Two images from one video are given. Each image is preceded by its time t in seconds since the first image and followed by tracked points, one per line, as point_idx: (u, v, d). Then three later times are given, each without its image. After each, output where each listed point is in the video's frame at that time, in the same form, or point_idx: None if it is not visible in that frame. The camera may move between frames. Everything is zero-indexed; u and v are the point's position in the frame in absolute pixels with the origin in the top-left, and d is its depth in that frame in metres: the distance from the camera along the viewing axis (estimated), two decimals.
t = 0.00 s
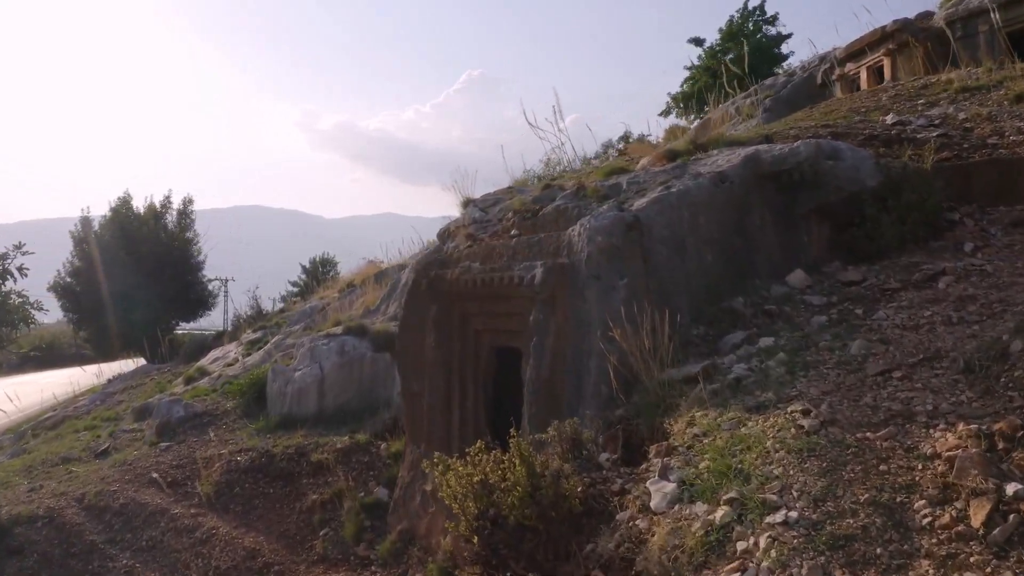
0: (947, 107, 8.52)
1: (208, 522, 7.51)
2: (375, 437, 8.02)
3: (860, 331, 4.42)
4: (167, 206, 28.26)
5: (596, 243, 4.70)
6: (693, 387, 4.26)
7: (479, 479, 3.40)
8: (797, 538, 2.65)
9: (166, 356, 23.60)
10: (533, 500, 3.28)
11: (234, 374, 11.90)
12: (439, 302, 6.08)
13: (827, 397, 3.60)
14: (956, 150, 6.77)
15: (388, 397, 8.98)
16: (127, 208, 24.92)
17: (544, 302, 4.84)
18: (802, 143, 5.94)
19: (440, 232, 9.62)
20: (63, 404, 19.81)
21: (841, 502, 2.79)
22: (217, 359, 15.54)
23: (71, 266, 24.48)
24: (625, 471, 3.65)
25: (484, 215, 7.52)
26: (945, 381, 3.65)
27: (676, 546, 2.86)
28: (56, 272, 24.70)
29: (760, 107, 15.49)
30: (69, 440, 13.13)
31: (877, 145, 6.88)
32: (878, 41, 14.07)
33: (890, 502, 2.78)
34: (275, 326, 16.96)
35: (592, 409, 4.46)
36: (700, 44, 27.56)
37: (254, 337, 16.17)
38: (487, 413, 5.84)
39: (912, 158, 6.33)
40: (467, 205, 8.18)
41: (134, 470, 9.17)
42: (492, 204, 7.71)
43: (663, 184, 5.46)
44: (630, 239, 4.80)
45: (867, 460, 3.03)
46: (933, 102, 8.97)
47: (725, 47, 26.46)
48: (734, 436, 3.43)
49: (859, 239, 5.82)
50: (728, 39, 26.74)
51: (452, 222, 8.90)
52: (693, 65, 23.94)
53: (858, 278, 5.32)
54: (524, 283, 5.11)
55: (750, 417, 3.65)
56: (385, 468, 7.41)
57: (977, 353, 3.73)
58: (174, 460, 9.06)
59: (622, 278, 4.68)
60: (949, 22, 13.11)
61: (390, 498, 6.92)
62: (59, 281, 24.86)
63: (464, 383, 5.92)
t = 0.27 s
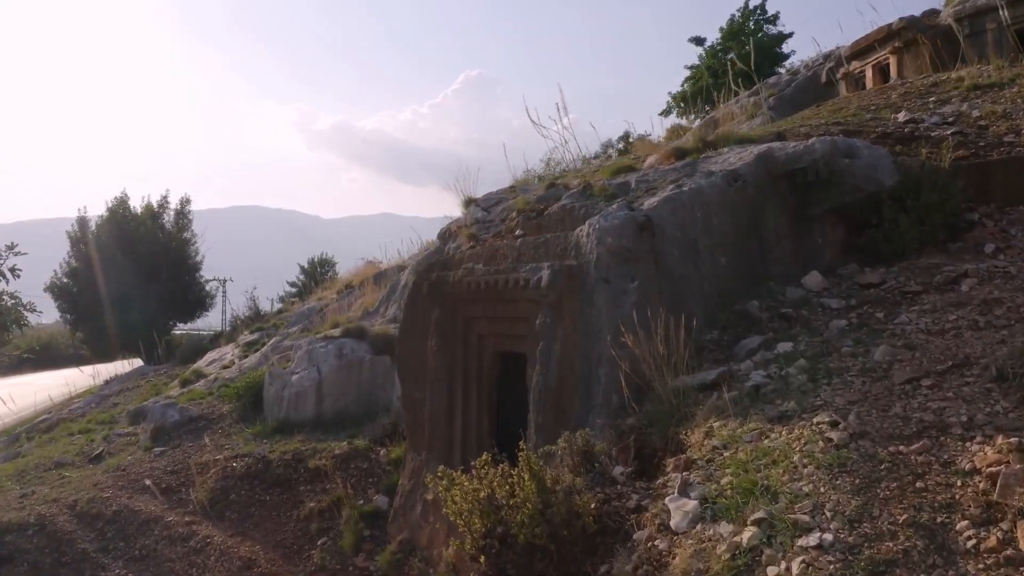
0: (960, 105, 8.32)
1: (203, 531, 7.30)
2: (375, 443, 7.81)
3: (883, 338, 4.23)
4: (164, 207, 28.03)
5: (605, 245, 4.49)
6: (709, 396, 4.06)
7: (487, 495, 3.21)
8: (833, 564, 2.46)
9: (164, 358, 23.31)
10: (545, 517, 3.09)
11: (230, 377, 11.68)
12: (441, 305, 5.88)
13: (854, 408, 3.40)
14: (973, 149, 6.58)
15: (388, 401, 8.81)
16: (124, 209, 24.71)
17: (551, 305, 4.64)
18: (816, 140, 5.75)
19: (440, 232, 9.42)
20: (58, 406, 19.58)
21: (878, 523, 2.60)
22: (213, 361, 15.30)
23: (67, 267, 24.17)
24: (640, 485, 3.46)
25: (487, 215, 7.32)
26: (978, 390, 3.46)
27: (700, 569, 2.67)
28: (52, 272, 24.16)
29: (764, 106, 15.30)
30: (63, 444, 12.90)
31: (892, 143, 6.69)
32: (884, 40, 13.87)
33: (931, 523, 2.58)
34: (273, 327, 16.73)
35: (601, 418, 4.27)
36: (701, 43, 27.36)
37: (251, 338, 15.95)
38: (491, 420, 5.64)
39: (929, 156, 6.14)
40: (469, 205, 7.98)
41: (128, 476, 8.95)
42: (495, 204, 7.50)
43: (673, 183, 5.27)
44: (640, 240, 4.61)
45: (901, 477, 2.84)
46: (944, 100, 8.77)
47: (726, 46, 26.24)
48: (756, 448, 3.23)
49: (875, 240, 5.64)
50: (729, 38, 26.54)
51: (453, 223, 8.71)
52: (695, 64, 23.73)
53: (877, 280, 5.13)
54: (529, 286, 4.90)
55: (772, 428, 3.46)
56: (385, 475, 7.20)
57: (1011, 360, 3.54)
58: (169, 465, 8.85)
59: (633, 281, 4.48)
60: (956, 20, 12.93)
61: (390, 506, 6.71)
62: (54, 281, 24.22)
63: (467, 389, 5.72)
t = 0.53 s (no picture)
0: (972, 102, 8.13)
1: (196, 539, 7.09)
2: (373, 448, 7.60)
3: (907, 344, 4.04)
4: (161, 206, 27.80)
5: (614, 245, 4.29)
6: (725, 404, 3.87)
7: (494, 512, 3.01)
8: None
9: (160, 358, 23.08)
10: (556, 537, 2.89)
11: (226, 380, 11.47)
12: (442, 307, 5.67)
13: (883, 420, 3.21)
14: (990, 146, 6.38)
15: (386, 405, 8.64)
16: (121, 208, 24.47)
17: (557, 308, 4.43)
18: (831, 137, 5.55)
19: (439, 232, 9.22)
20: (53, 408, 19.35)
21: (919, 548, 2.41)
22: (209, 363, 15.08)
23: (63, 267, 23.95)
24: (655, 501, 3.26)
25: (489, 214, 7.11)
26: (1013, 399, 3.27)
27: None
28: (48, 273, 23.97)
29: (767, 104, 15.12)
30: (56, 447, 12.67)
31: (906, 140, 6.49)
32: (889, 37, 13.69)
33: (975, 546, 2.40)
34: (270, 328, 16.51)
35: (611, 427, 4.07)
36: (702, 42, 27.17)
37: (248, 340, 15.73)
38: (493, 426, 5.44)
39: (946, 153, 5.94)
40: (470, 204, 7.78)
41: (120, 482, 8.74)
42: (496, 203, 7.30)
43: (683, 181, 5.06)
44: (651, 241, 4.40)
45: (940, 496, 2.65)
46: (956, 97, 8.58)
47: (727, 45, 26.02)
48: (781, 462, 3.03)
49: (892, 240, 5.45)
50: (730, 37, 26.35)
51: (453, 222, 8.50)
52: (696, 63, 23.53)
53: (896, 282, 4.94)
54: (534, 288, 4.69)
55: (795, 439, 3.26)
56: (384, 482, 6.99)
57: None
58: (162, 471, 8.63)
59: (644, 283, 4.28)
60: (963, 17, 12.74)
61: (389, 515, 6.50)
62: (49, 282, 24.06)
63: (469, 395, 5.52)
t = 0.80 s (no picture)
0: (985, 99, 7.93)
1: (189, 549, 6.88)
2: (371, 454, 7.38)
3: (932, 350, 3.85)
4: (158, 207, 27.57)
5: (624, 246, 4.08)
6: (742, 414, 3.67)
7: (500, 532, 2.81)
8: None
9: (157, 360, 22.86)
10: (567, 559, 2.69)
11: (221, 383, 11.26)
12: (442, 308, 5.46)
13: (914, 433, 3.03)
14: (1007, 143, 6.18)
15: (384, 409, 8.44)
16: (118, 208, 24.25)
17: (564, 312, 4.22)
18: (846, 133, 5.35)
19: (439, 231, 9.02)
20: (48, 410, 19.13)
21: None
22: (205, 365, 14.86)
23: (59, 268, 23.78)
24: (672, 519, 3.08)
25: (490, 213, 6.91)
26: None
27: None
28: (45, 273, 23.87)
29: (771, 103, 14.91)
30: (49, 451, 12.47)
31: (921, 137, 6.29)
32: (894, 34, 13.48)
33: None
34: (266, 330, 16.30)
35: (621, 437, 3.86)
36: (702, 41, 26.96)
37: (245, 341, 15.52)
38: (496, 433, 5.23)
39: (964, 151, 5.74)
40: (470, 203, 7.57)
41: (112, 488, 8.53)
42: (498, 202, 7.09)
43: (694, 179, 4.86)
44: (662, 241, 4.20)
45: (983, 517, 2.47)
46: (968, 94, 8.38)
47: (728, 44, 25.72)
48: (807, 478, 2.85)
49: (909, 240, 5.26)
50: (730, 35, 26.14)
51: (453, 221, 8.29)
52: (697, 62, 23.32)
53: (915, 284, 4.74)
54: (538, 290, 4.47)
55: (820, 453, 3.08)
56: (382, 490, 6.78)
57: None
58: (155, 477, 8.42)
59: (655, 285, 4.08)
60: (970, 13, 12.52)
61: (387, 524, 6.30)
62: (47, 283, 24.02)
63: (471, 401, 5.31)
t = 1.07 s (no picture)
0: (999, 96, 7.73)
1: (181, 559, 6.67)
2: (369, 460, 7.16)
3: (960, 357, 3.65)
4: (155, 206, 27.34)
5: (635, 247, 3.88)
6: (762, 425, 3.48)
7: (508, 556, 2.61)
8: None
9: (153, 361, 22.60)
10: None
11: (216, 386, 11.03)
12: (442, 311, 5.24)
13: (950, 448, 2.86)
14: None
15: (382, 414, 8.22)
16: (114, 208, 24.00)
17: (571, 316, 4.00)
18: (862, 130, 5.15)
19: (439, 231, 8.81)
20: (42, 412, 18.89)
21: None
22: (200, 367, 14.64)
23: (54, 268, 23.54)
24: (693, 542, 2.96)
25: (492, 212, 6.70)
26: None
27: None
28: (40, 273, 23.67)
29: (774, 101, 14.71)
30: (42, 455, 12.23)
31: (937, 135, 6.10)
32: (900, 32, 13.28)
33: None
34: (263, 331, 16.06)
35: (632, 448, 3.65)
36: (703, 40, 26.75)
37: (241, 342, 15.29)
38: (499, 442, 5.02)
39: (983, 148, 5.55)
40: (471, 202, 7.36)
41: (103, 495, 8.31)
42: (500, 201, 6.88)
43: (706, 177, 4.66)
44: (674, 241, 4.00)
45: None
46: (980, 91, 8.18)
47: (728, 44, 25.41)
48: (838, 497, 2.68)
49: (929, 241, 5.06)
50: (731, 34, 25.93)
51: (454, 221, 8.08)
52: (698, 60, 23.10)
53: (937, 287, 4.55)
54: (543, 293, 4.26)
55: (849, 469, 2.90)
56: (380, 498, 6.57)
57: None
58: (147, 484, 8.21)
59: (667, 289, 3.88)
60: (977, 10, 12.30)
61: (386, 534, 6.09)
62: (43, 283, 23.84)
63: (472, 407, 5.10)
